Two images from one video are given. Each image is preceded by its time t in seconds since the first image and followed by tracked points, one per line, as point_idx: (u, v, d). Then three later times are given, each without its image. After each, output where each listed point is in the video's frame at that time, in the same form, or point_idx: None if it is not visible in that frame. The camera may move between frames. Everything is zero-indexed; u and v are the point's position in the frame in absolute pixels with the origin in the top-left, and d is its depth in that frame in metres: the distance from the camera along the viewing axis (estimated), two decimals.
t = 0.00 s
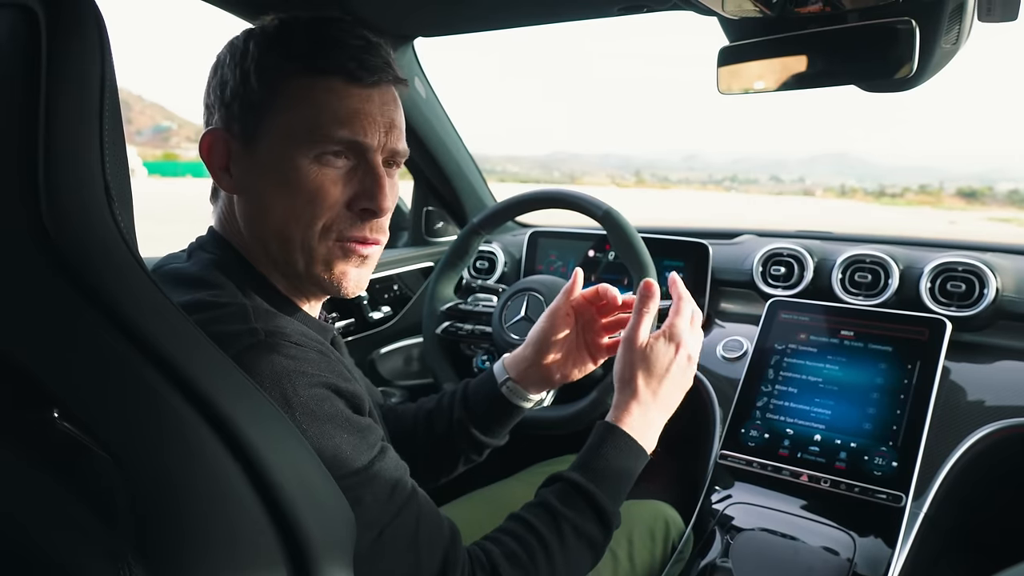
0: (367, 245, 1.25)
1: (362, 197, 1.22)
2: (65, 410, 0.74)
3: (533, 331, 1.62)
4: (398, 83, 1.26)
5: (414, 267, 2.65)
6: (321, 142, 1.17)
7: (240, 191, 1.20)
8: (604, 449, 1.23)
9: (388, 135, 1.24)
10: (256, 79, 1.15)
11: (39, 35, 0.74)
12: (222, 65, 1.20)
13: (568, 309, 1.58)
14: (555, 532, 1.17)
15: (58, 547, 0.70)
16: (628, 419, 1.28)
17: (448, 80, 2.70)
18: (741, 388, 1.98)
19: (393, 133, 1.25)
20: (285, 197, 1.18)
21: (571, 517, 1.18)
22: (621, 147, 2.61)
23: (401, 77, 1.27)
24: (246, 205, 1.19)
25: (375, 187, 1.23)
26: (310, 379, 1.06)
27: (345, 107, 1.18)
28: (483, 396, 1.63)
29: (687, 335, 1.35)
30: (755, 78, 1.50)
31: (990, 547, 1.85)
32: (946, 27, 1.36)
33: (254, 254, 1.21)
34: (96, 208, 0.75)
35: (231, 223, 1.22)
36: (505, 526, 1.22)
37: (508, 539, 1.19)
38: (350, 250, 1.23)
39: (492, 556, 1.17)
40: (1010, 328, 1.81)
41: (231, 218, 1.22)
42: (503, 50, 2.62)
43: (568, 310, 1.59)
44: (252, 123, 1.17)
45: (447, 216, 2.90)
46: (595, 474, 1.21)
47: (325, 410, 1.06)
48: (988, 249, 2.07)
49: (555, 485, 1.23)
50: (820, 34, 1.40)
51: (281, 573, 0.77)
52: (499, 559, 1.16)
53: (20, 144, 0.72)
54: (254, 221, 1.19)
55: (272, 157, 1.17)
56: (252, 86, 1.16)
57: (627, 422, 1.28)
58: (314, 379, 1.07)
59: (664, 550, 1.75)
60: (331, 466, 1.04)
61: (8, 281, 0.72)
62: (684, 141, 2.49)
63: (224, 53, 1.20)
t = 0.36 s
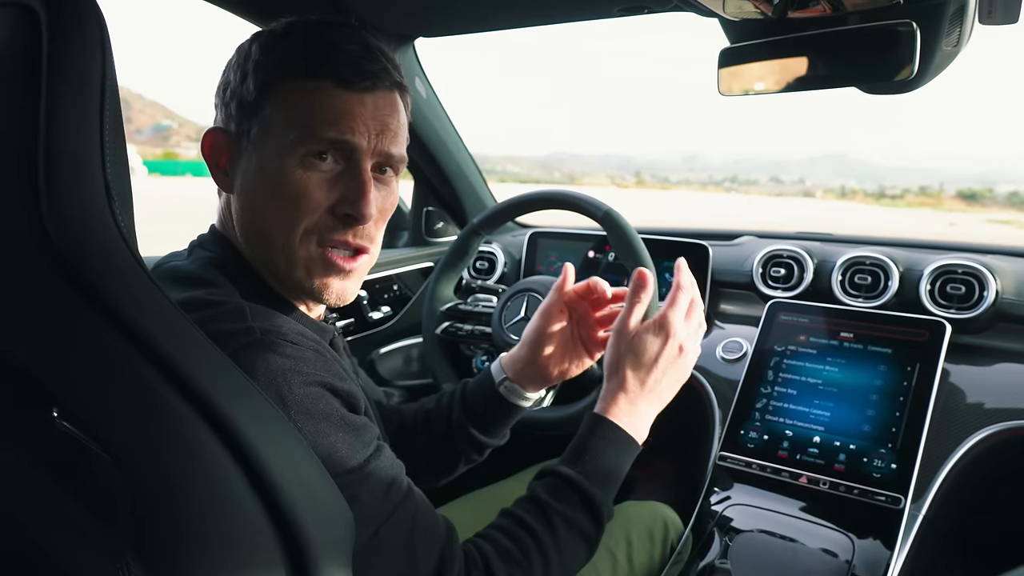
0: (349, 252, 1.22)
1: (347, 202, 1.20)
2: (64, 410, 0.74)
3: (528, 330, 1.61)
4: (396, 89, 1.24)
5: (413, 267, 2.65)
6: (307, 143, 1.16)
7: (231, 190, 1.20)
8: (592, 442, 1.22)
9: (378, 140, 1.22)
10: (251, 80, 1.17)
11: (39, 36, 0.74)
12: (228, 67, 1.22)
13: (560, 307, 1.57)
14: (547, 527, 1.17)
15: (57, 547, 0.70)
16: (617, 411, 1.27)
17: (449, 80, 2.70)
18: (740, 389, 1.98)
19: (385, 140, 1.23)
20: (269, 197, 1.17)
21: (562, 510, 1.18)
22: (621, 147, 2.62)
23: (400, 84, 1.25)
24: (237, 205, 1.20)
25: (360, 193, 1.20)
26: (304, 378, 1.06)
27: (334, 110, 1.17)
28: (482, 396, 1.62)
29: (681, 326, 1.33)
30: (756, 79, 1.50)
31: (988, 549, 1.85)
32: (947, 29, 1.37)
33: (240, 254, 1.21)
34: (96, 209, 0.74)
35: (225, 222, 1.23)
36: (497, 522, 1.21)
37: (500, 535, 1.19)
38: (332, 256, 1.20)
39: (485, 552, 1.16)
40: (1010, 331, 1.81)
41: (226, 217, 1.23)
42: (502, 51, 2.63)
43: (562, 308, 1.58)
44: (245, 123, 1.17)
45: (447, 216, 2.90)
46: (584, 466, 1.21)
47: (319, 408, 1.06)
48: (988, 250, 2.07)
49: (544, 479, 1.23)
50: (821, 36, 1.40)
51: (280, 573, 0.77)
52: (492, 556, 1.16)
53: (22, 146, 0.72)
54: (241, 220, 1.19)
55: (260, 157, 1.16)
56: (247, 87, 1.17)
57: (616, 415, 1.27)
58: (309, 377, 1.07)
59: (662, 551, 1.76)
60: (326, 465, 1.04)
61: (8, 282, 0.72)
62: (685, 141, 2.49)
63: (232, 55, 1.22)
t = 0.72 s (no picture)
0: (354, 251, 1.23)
1: (351, 204, 1.20)
2: (66, 410, 0.74)
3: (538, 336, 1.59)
4: (399, 90, 1.24)
5: (415, 267, 2.65)
6: (310, 144, 1.16)
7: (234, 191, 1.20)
8: (598, 449, 1.21)
9: (382, 142, 1.22)
10: (254, 81, 1.16)
11: (41, 36, 0.74)
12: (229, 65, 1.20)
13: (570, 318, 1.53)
14: (550, 531, 1.18)
15: (59, 548, 0.70)
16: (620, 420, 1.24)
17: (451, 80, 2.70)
18: (741, 390, 1.98)
19: (387, 140, 1.23)
20: (272, 198, 1.17)
21: (565, 515, 1.18)
22: (622, 147, 2.62)
23: (403, 86, 1.25)
24: (240, 206, 1.20)
25: (364, 194, 1.21)
26: (306, 383, 1.06)
27: (337, 111, 1.16)
28: (486, 398, 1.63)
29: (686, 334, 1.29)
30: (756, 80, 1.51)
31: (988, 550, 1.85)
32: (948, 31, 1.37)
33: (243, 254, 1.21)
34: (100, 210, 0.74)
35: (227, 221, 1.23)
36: (501, 526, 1.22)
37: (503, 538, 1.19)
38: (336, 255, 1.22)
39: (490, 555, 1.17)
40: (1011, 332, 1.81)
41: (228, 217, 1.23)
42: (503, 51, 2.62)
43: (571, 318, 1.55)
44: (247, 125, 1.17)
45: (449, 216, 2.90)
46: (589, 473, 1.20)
47: (321, 412, 1.06)
48: (988, 251, 2.07)
49: (550, 485, 1.23)
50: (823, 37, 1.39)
51: (283, 573, 0.78)
52: (496, 559, 1.17)
53: (25, 146, 0.72)
54: (244, 220, 1.19)
55: (263, 157, 1.16)
56: (250, 88, 1.16)
57: (619, 423, 1.24)
58: (310, 382, 1.07)
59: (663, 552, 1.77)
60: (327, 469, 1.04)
61: (11, 282, 0.72)
62: (685, 142, 2.49)
63: (233, 53, 1.21)
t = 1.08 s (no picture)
0: (386, 253, 1.31)
1: (392, 210, 1.28)
2: (63, 407, 0.74)
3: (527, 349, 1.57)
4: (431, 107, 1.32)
5: (412, 267, 2.65)
6: (359, 152, 1.22)
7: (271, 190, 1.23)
8: (576, 440, 1.23)
9: (418, 152, 1.30)
10: (304, 86, 1.19)
11: (38, 33, 0.75)
12: (264, 65, 1.22)
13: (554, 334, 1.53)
14: (538, 521, 1.18)
15: (55, 545, 0.71)
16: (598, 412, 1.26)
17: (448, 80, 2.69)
18: (738, 389, 1.98)
19: (422, 152, 1.31)
20: (319, 200, 1.22)
21: (551, 505, 1.19)
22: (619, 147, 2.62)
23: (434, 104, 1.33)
24: (277, 204, 1.22)
25: (403, 201, 1.29)
26: (310, 377, 1.07)
27: (384, 122, 1.23)
28: (471, 406, 1.64)
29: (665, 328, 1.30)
30: (754, 80, 1.50)
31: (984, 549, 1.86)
32: (944, 30, 1.36)
33: (278, 252, 1.24)
34: (96, 207, 0.74)
35: (253, 218, 1.25)
36: (494, 516, 1.22)
37: (497, 528, 1.19)
38: (372, 258, 1.29)
39: (483, 543, 1.17)
40: (1008, 331, 1.82)
41: (256, 213, 1.25)
42: (501, 51, 2.61)
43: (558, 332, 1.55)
44: (294, 126, 1.20)
45: (446, 216, 2.90)
46: (572, 463, 1.21)
47: (324, 406, 1.07)
48: (985, 251, 2.07)
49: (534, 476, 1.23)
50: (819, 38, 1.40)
51: (280, 573, 0.78)
52: (490, 549, 1.17)
53: (21, 143, 0.72)
54: (284, 219, 1.23)
55: (311, 161, 1.21)
56: (298, 90, 1.19)
57: (596, 414, 1.25)
58: (314, 376, 1.08)
59: (661, 550, 1.78)
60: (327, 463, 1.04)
61: (10, 279, 0.72)
62: (683, 142, 2.49)
63: (268, 53, 1.22)
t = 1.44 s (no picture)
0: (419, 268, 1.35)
1: (431, 227, 1.32)
2: (63, 408, 0.75)
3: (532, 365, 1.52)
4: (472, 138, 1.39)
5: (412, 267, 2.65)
6: (410, 169, 1.26)
7: (320, 196, 1.25)
8: (557, 420, 1.24)
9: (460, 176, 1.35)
10: (365, 105, 1.25)
11: (39, 35, 0.75)
12: (324, 83, 1.27)
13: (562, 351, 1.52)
14: (540, 500, 1.18)
15: (57, 544, 0.70)
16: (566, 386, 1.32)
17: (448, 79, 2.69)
18: (739, 387, 1.98)
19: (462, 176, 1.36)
20: (367, 210, 1.25)
21: (548, 482, 1.19)
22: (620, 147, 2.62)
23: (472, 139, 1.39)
24: (325, 210, 1.25)
25: (443, 220, 1.33)
26: (339, 362, 1.09)
27: (434, 145, 1.28)
28: (474, 419, 1.64)
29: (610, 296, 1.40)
30: (754, 78, 1.51)
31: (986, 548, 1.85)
32: (943, 29, 1.37)
33: (320, 257, 1.26)
34: (97, 208, 0.74)
35: (295, 222, 1.27)
36: (497, 502, 1.20)
37: (505, 510, 1.18)
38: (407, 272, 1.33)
39: (493, 526, 1.17)
40: (1007, 330, 1.81)
41: (298, 218, 1.26)
42: (503, 51, 2.66)
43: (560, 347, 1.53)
44: (350, 139, 1.24)
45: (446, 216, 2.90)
46: (557, 441, 1.23)
47: (354, 391, 1.09)
48: (986, 249, 2.07)
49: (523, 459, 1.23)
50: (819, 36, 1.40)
51: (281, 573, 0.78)
52: (502, 529, 1.16)
53: (21, 144, 0.72)
54: (330, 225, 1.25)
55: (364, 174, 1.24)
56: (357, 109, 1.24)
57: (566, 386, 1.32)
58: (344, 362, 1.10)
59: (661, 550, 1.78)
60: (359, 445, 1.05)
61: (11, 280, 0.72)
62: (683, 141, 2.49)
63: (328, 75, 1.28)
